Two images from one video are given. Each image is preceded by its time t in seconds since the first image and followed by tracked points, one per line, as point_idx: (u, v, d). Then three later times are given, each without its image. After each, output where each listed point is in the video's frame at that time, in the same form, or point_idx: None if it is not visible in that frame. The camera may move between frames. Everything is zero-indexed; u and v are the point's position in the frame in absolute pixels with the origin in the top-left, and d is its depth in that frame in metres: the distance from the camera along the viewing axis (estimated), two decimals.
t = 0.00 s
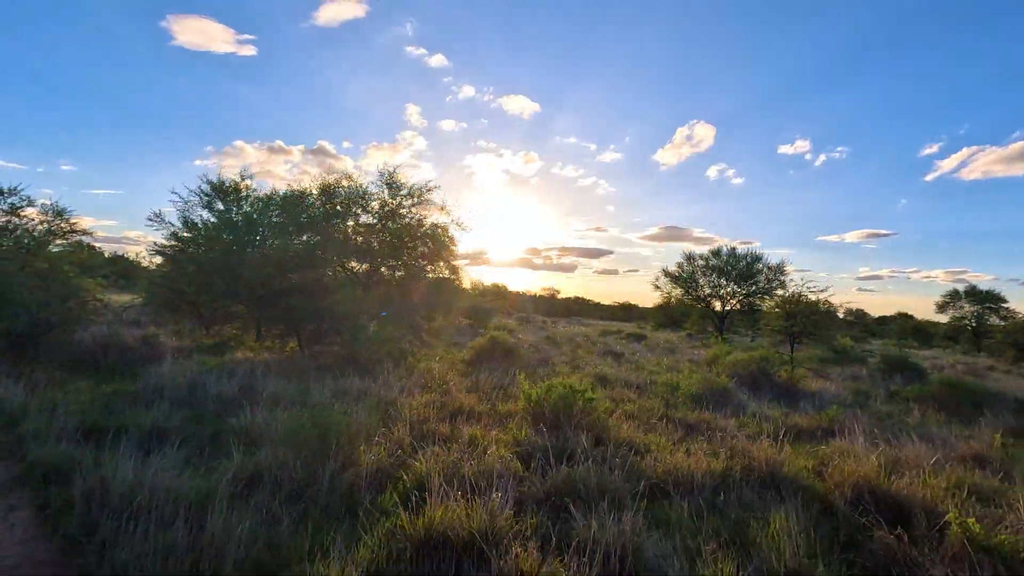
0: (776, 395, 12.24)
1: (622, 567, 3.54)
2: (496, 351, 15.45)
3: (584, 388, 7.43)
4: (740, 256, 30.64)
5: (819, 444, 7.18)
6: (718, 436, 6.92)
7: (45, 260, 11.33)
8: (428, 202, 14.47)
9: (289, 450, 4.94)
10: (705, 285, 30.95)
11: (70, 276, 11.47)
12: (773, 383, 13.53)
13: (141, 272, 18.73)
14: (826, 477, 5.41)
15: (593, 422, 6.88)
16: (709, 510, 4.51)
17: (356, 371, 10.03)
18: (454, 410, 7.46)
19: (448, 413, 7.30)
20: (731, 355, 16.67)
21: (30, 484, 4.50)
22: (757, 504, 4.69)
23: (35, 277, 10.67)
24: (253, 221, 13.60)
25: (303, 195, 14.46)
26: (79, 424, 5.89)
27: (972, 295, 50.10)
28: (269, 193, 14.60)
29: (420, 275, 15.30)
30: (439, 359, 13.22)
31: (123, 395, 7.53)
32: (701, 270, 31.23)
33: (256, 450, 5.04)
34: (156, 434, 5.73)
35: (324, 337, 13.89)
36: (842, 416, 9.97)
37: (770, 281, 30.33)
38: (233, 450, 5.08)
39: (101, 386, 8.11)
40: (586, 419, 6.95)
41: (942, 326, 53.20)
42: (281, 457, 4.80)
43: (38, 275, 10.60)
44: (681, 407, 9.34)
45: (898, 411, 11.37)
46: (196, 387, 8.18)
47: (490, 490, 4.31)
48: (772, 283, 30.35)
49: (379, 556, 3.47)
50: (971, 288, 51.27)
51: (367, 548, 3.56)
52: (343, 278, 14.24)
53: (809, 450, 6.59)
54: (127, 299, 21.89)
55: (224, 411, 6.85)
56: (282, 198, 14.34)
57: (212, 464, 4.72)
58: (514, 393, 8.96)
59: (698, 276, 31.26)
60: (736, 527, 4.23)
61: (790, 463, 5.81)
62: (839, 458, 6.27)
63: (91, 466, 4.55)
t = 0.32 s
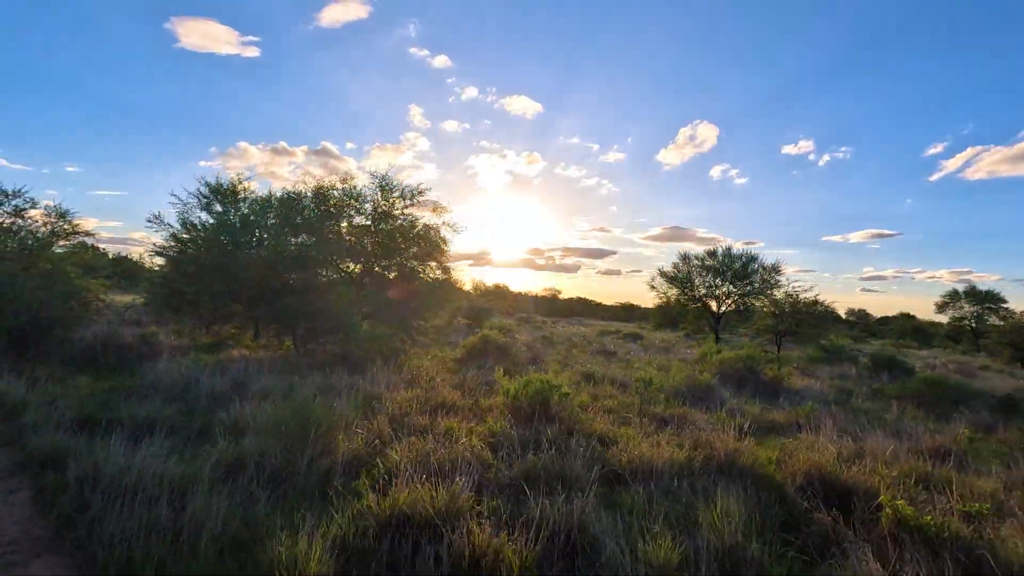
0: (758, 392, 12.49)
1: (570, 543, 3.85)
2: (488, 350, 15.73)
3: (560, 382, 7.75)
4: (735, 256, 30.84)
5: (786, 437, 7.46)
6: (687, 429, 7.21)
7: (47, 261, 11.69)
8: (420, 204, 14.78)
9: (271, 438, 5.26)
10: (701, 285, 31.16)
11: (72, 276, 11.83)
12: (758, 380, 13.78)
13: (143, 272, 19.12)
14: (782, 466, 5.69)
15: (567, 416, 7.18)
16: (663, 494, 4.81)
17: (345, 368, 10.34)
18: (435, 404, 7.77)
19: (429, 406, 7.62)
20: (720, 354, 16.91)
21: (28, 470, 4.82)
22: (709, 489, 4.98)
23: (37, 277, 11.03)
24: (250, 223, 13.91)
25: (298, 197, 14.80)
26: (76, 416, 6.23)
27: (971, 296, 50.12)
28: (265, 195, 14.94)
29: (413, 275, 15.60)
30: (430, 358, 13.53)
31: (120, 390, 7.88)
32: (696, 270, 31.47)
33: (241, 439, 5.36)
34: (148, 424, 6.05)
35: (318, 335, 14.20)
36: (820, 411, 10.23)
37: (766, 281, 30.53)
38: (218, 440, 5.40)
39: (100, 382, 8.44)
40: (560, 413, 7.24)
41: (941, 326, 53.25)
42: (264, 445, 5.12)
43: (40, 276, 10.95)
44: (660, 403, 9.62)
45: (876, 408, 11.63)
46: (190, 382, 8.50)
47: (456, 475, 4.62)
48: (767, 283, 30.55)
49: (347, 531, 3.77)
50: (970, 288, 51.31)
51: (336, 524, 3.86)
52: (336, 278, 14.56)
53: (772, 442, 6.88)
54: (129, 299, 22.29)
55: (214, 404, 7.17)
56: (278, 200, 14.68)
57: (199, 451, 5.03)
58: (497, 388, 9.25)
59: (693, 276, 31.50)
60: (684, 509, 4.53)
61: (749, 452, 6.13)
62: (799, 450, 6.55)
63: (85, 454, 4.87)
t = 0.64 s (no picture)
0: (742, 390, 12.73)
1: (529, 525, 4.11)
2: (479, 349, 16.02)
3: (538, 378, 8.02)
4: (731, 256, 31.05)
5: (755, 430, 7.73)
6: (660, 423, 7.48)
7: (49, 262, 12.01)
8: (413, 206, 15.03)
9: (255, 429, 5.54)
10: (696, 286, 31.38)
11: (73, 276, 12.16)
12: (743, 378, 14.03)
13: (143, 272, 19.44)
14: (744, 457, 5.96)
15: (543, 411, 7.46)
16: (623, 482, 5.08)
17: (336, 366, 10.62)
18: (418, 399, 8.04)
19: (412, 401, 7.90)
20: (709, 352, 17.15)
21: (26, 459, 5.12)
22: (670, 478, 5.25)
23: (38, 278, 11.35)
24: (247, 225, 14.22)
25: (294, 199, 15.08)
26: (72, 410, 6.52)
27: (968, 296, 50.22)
28: (262, 197, 15.24)
29: (405, 275, 15.88)
30: (421, 356, 13.84)
31: (117, 386, 8.18)
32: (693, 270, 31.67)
33: (228, 430, 5.66)
34: (140, 416, 6.34)
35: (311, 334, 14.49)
36: (797, 408, 10.48)
37: (760, 281, 30.77)
38: (206, 431, 5.69)
39: (98, 378, 8.75)
40: (538, 408, 7.51)
41: (939, 326, 53.41)
42: (248, 436, 5.41)
43: (41, 276, 11.27)
44: (640, 399, 9.88)
45: (856, 404, 11.89)
46: (184, 379, 8.80)
47: (427, 463, 4.90)
48: (762, 283, 30.76)
49: (320, 511, 4.06)
50: (968, 288, 51.44)
51: (311, 507, 4.14)
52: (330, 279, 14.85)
53: (741, 436, 7.15)
54: (131, 298, 22.64)
55: (205, 399, 7.46)
56: (275, 202, 14.99)
57: (186, 441, 5.32)
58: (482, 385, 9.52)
59: (689, 276, 31.73)
60: (642, 495, 4.80)
61: (713, 444, 6.41)
62: (764, 442, 6.82)
63: (79, 443, 5.16)
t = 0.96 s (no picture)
0: (726, 388, 12.97)
1: (490, 508, 4.37)
2: (470, 348, 16.28)
3: (518, 374, 8.29)
4: (726, 257, 31.27)
5: (726, 425, 8.00)
6: (635, 418, 7.76)
7: (51, 262, 12.33)
8: (406, 207, 15.30)
9: (240, 420, 5.83)
10: (691, 286, 31.63)
11: (73, 275, 12.49)
12: (728, 377, 14.30)
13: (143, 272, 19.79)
14: (709, 448, 6.23)
15: (521, 405, 7.74)
16: (587, 471, 5.35)
17: (327, 363, 10.90)
18: (402, 394, 8.34)
19: (396, 396, 8.19)
20: (698, 351, 17.40)
21: (24, 449, 5.43)
22: (633, 466, 5.52)
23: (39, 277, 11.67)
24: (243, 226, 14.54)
25: (289, 201, 15.37)
26: (69, 404, 6.84)
27: (966, 297, 50.26)
28: (258, 198, 15.55)
29: (398, 275, 16.14)
30: (412, 354, 14.12)
31: (113, 381, 8.50)
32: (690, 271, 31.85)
33: (214, 422, 5.95)
34: (133, 409, 6.64)
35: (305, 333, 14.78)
36: (776, 405, 10.71)
37: (755, 281, 30.92)
38: (195, 422, 5.98)
39: (96, 374, 9.06)
40: (517, 403, 7.80)
41: (937, 326, 53.47)
42: (233, 427, 5.68)
43: (42, 276, 11.58)
44: (622, 396, 10.15)
45: (837, 402, 12.12)
46: (177, 375, 9.10)
47: (400, 452, 5.18)
48: (757, 284, 30.97)
49: (294, 494, 4.32)
50: (965, 288, 51.52)
51: (287, 490, 4.41)
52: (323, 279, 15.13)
53: (711, 430, 7.43)
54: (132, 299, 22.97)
55: (197, 393, 7.75)
56: (271, 204, 15.29)
57: (174, 432, 5.62)
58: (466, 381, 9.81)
59: (685, 277, 31.89)
60: (602, 482, 5.06)
61: (680, 437, 6.69)
62: (731, 435, 7.09)
63: (74, 433, 5.47)
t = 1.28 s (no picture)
0: (709, 386, 13.24)
1: (452, 495, 4.64)
2: (461, 348, 16.58)
3: (497, 372, 8.59)
4: (720, 258, 31.51)
5: (698, 420, 8.26)
6: (608, 413, 8.03)
7: (52, 263, 12.67)
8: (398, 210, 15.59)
9: (225, 414, 6.12)
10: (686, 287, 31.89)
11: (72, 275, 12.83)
12: (713, 376, 14.57)
13: (143, 272, 20.14)
14: (673, 442, 6.49)
15: (499, 401, 8.01)
16: (552, 462, 5.60)
17: (316, 361, 11.20)
18: (385, 390, 8.63)
19: (379, 392, 8.49)
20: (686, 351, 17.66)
21: (20, 440, 5.72)
22: (597, 457, 5.78)
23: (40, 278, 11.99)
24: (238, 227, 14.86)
25: (284, 203, 15.74)
26: (63, 399, 7.13)
27: (963, 298, 50.36)
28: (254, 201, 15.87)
29: (391, 276, 16.44)
30: (402, 354, 14.42)
31: (108, 378, 8.82)
32: (685, 272, 32.10)
33: (199, 416, 6.24)
34: (124, 403, 6.93)
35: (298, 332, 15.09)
36: (754, 402, 10.97)
37: (748, 282, 31.13)
38: (182, 416, 6.27)
39: (92, 371, 9.37)
40: (494, 398, 8.09)
41: (934, 328, 53.55)
42: (217, 421, 5.96)
43: (42, 276, 11.92)
44: (602, 393, 10.41)
45: (816, 401, 12.36)
46: (169, 372, 9.40)
47: (373, 443, 5.45)
48: (751, 284, 31.20)
49: (269, 480, 4.59)
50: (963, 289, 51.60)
51: (263, 477, 4.69)
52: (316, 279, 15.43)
53: (681, 425, 7.70)
54: (133, 298, 23.34)
55: (187, 389, 8.05)
56: (266, 208, 15.71)
57: (161, 424, 5.90)
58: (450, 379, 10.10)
59: (680, 277, 32.14)
60: (565, 472, 5.33)
61: (648, 431, 6.96)
62: (699, 430, 7.35)
63: (66, 426, 5.77)
